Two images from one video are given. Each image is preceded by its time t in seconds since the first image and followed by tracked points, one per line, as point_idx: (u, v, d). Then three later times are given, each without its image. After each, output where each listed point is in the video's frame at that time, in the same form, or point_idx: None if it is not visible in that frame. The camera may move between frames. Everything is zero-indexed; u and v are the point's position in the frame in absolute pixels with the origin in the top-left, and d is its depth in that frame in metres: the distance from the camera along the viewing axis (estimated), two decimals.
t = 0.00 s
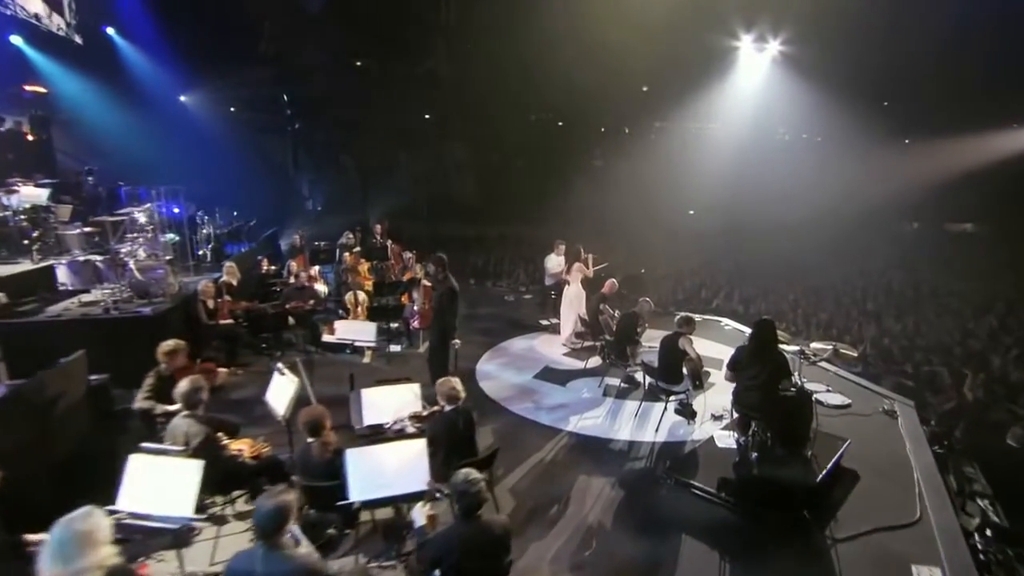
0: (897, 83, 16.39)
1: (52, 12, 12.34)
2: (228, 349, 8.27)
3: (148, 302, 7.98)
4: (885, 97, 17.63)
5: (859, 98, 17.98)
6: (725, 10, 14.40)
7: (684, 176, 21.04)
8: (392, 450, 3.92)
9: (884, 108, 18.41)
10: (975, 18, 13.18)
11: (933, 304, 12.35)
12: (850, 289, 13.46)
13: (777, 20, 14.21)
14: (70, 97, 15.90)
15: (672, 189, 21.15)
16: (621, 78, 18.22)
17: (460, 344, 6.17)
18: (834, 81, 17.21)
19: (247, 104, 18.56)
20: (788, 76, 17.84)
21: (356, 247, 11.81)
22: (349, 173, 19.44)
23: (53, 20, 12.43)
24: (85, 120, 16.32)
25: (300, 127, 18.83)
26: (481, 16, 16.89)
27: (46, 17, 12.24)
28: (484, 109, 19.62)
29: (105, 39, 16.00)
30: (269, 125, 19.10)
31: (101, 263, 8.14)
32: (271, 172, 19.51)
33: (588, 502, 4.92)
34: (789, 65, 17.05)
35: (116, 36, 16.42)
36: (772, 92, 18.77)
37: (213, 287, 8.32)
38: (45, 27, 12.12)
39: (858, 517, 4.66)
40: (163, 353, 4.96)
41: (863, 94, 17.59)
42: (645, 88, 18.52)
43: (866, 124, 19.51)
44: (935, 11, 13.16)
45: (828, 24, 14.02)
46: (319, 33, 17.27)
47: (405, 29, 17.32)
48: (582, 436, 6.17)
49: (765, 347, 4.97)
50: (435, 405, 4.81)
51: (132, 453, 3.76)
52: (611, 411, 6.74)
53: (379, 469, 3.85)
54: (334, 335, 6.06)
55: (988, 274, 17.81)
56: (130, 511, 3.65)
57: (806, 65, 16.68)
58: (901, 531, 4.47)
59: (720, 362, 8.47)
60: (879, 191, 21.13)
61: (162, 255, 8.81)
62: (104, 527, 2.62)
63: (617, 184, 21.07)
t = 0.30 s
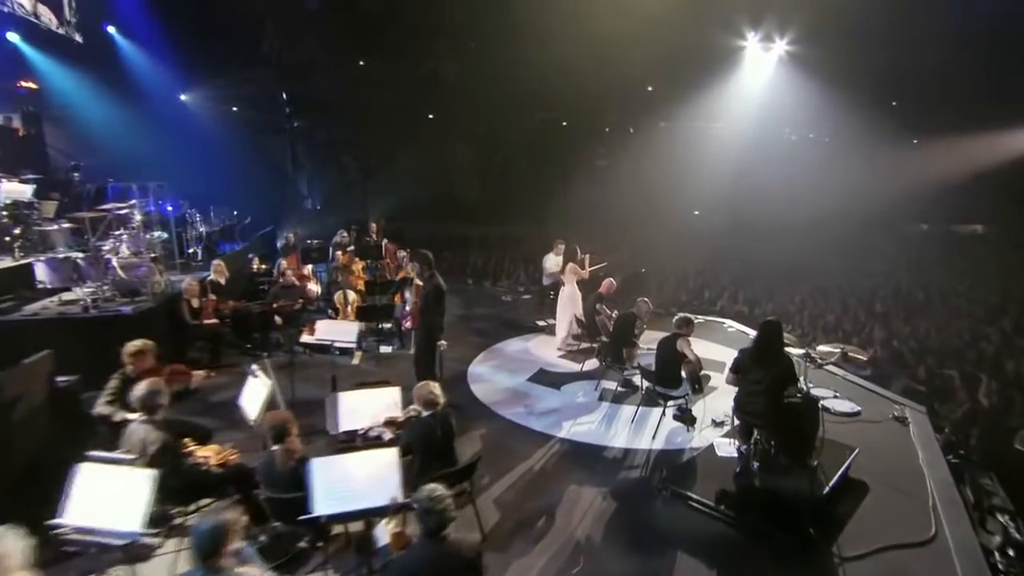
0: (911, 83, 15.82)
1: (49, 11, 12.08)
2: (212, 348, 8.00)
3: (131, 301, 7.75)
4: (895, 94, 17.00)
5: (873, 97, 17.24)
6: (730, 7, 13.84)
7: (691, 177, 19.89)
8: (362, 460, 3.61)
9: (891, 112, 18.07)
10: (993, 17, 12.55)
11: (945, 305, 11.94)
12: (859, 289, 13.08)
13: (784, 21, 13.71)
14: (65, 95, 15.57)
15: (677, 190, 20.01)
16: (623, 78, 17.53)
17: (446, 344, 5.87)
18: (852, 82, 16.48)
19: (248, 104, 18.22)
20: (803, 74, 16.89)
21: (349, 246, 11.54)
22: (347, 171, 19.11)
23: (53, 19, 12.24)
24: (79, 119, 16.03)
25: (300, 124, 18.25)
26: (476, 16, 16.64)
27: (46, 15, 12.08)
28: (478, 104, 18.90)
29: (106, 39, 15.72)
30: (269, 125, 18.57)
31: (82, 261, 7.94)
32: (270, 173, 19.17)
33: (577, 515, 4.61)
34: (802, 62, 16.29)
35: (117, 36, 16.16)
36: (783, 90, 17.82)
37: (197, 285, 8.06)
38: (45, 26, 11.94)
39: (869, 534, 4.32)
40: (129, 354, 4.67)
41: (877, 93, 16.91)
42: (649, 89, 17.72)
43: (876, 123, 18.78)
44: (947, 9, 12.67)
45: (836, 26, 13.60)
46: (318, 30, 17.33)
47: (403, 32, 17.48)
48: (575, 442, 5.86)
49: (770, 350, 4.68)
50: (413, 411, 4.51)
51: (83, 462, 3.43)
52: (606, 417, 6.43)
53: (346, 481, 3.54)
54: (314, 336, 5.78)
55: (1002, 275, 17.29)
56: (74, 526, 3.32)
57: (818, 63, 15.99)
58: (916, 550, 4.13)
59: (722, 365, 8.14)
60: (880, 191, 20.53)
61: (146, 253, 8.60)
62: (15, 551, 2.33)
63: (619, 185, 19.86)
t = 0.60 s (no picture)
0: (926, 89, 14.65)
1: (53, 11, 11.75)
2: (196, 347, 7.72)
3: (114, 298, 7.44)
4: (906, 95, 15.56)
5: (884, 98, 15.94)
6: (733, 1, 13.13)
7: (699, 175, 18.86)
8: (323, 469, 3.36)
9: (916, 117, 16.69)
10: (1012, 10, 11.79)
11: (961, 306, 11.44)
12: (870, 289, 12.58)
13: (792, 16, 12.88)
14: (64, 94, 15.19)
15: (682, 188, 19.03)
16: (627, 73, 16.86)
17: (430, 343, 5.56)
18: (856, 81, 15.44)
19: (248, 101, 18.28)
20: (809, 71, 15.68)
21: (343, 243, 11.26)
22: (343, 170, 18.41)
23: (53, 16, 11.77)
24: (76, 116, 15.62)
25: (301, 122, 17.95)
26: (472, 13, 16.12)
27: (44, 11, 11.57)
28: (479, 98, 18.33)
29: (110, 38, 15.41)
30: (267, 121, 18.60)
31: (62, 255, 7.67)
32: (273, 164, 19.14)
33: (564, 528, 4.32)
34: (809, 61, 15.13)
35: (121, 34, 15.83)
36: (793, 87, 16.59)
37: (180, 282, 7.92)
38: (44, 22, 11.47)
39: (879, 552, 3.98)
40: (90, 354, 4.40)
41: (888, 93, 15.61)
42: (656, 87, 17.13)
43: (904, 126, 17.15)
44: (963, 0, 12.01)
45: (850, 26, 12.80)
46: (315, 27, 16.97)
47: (402, 30, 16.75)
48: (566, 448, 5.54)
49: (773, 351, 4.33)
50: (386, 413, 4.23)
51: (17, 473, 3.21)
52: (601, 421, 6.11)
53: (306, 491, 3.28)
54: (292, 335, 5.51)
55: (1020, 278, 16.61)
56: (8, 541, 3.11)
57: (824, 62, 14.85)
58: (928, 569, 3.81)
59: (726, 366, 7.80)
60: (922, 191, 18.16)
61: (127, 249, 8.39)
62: None
63: (626, 183, 19.13)
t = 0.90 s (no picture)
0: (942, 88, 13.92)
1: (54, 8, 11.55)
2: (181, 347, 7.49)
3: (96, 294, 7.23)
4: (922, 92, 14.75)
5: (897, 96, 15.04)
6: None
7: (703, 173, 18.01)
8: (282, 477, 3.15)
9: (929, 118, 15.83)
10: None
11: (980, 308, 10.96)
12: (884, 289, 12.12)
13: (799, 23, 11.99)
14: (61, 91, 14.60)
15: (686, 187, 18.24)
16: (637, 69, 15.70)
17: (414, 343, 5.29)
18: (872, 82, 14.45)
19: (251, 98, 18.26)
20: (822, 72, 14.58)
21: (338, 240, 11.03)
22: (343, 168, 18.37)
23: (55, 13, 11.56)
24: (70, 115, 14.91)
25: (301, 119, 18.10)
26: (471, 13, 15.23)
27: (46, 9, 11.35)
28: (480, 98, 17.90)
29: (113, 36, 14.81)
30: (269, 121, 18.61)
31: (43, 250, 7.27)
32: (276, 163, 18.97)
33: (549, 540, 4.04)
34: (820, 63, 14.04)
35: (125, 32, 15.06)
36: (803, 85, 15.51)
37: (166, 279, 7.69)
38: (46, 19, 11.23)
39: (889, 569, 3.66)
40: (49, 353, 4.14)
41: (902, 91, 14.65)
42: (664, 85, 16.11)
43: (916, 124, 16.25)
44: None
45: (860, 29, 11.96)
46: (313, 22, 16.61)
47: (402, 29, 16.18)
48: (556, 454, 5.25)
49: (773, 351, 4.04)
50: (356, 416, 3.96)
51: None
52: (596, 425, 5.82)
53: (260, 500, 3.04)
54: (267, 333, 5.22)
55: None
56: None
57: (837, 66, 13.82)
58: None
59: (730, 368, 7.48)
60: (933, 188, 17.30)
61: (112, 245, 8.10)
62: None
63: (629, 182, 18.57)
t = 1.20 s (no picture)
0: (959, 89, 12.51)
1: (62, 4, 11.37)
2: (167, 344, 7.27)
3: (81, 290, 7.10)
4: (940, 92, 12.85)
5: (918, 94, 13.23)
6: None
7: (711, 175, 16.30)
8: (237, 485, 2.91)
9: (952, 130, 13.99)
10: None
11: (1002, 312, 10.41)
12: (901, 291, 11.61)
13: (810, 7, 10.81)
14: (64, 89, 14.21)
15: (695, 185, 16.72)
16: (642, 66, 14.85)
17: (398, 342, 5.03)
18: (888, 80, 13.17)
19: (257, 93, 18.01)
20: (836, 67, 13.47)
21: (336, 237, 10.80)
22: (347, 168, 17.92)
23: (62, 11, 11.41)
24: (68, 111, 14.49)
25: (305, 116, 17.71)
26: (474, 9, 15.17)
27: (54, 7, 11.20)
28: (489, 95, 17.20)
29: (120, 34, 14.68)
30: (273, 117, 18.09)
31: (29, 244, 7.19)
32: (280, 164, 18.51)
33: (531, 554, 3.74)
34: (836, 58, 13.01)
35: (133, 30, 15.09)
36: (819, 81, 14.00)
37: (154, 274, 7.39)
38: (53, 17, 11.07)
39: None
40: (5, 349, 3.96)
41: (916, 90, 13.08)
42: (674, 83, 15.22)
43: (941, 133, 14.08)
44: None
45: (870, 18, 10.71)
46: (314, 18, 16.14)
47: (399, 24, 16.20)
48: (546, 460, 4.96)
49: (776, 352, 3.75)
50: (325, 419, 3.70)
51: None
52: (591, 429, 5.52)
53: (208, 508, 2.78)
54: (243, 330, 4.97)
55: None
56: None
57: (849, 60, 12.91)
58: None
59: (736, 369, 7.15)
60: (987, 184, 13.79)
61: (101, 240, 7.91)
62: None
63: (637, 186, 17.34)
